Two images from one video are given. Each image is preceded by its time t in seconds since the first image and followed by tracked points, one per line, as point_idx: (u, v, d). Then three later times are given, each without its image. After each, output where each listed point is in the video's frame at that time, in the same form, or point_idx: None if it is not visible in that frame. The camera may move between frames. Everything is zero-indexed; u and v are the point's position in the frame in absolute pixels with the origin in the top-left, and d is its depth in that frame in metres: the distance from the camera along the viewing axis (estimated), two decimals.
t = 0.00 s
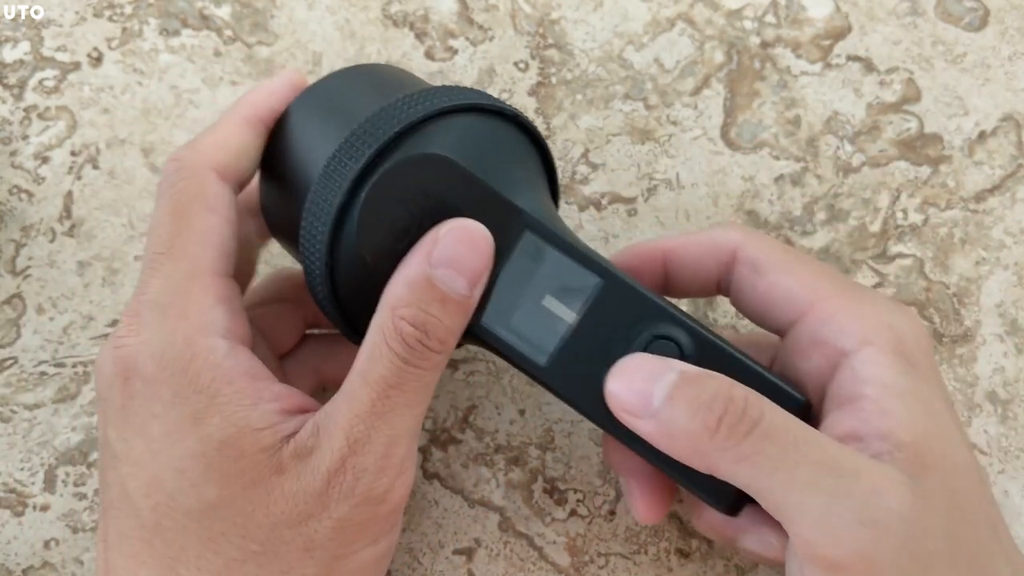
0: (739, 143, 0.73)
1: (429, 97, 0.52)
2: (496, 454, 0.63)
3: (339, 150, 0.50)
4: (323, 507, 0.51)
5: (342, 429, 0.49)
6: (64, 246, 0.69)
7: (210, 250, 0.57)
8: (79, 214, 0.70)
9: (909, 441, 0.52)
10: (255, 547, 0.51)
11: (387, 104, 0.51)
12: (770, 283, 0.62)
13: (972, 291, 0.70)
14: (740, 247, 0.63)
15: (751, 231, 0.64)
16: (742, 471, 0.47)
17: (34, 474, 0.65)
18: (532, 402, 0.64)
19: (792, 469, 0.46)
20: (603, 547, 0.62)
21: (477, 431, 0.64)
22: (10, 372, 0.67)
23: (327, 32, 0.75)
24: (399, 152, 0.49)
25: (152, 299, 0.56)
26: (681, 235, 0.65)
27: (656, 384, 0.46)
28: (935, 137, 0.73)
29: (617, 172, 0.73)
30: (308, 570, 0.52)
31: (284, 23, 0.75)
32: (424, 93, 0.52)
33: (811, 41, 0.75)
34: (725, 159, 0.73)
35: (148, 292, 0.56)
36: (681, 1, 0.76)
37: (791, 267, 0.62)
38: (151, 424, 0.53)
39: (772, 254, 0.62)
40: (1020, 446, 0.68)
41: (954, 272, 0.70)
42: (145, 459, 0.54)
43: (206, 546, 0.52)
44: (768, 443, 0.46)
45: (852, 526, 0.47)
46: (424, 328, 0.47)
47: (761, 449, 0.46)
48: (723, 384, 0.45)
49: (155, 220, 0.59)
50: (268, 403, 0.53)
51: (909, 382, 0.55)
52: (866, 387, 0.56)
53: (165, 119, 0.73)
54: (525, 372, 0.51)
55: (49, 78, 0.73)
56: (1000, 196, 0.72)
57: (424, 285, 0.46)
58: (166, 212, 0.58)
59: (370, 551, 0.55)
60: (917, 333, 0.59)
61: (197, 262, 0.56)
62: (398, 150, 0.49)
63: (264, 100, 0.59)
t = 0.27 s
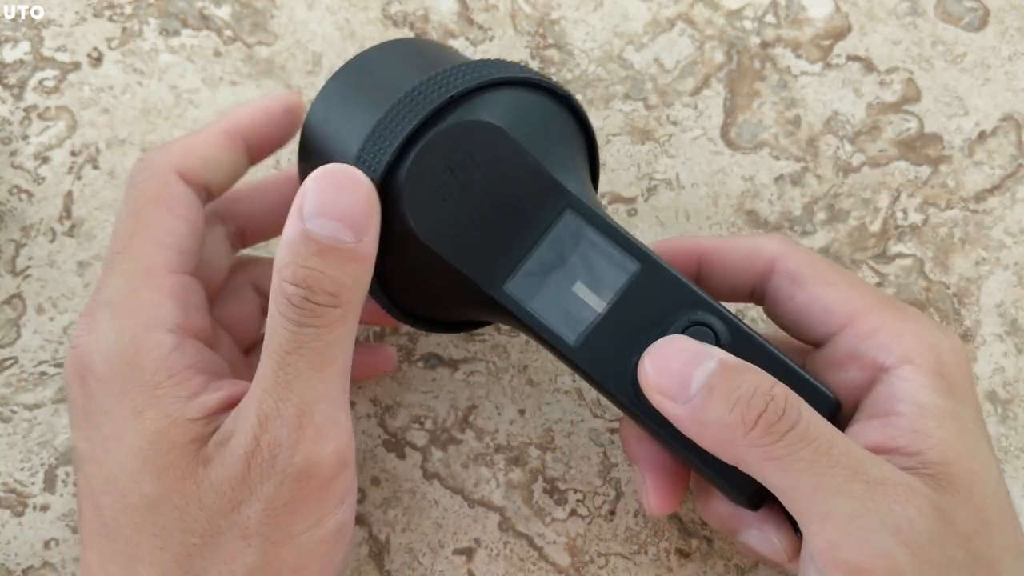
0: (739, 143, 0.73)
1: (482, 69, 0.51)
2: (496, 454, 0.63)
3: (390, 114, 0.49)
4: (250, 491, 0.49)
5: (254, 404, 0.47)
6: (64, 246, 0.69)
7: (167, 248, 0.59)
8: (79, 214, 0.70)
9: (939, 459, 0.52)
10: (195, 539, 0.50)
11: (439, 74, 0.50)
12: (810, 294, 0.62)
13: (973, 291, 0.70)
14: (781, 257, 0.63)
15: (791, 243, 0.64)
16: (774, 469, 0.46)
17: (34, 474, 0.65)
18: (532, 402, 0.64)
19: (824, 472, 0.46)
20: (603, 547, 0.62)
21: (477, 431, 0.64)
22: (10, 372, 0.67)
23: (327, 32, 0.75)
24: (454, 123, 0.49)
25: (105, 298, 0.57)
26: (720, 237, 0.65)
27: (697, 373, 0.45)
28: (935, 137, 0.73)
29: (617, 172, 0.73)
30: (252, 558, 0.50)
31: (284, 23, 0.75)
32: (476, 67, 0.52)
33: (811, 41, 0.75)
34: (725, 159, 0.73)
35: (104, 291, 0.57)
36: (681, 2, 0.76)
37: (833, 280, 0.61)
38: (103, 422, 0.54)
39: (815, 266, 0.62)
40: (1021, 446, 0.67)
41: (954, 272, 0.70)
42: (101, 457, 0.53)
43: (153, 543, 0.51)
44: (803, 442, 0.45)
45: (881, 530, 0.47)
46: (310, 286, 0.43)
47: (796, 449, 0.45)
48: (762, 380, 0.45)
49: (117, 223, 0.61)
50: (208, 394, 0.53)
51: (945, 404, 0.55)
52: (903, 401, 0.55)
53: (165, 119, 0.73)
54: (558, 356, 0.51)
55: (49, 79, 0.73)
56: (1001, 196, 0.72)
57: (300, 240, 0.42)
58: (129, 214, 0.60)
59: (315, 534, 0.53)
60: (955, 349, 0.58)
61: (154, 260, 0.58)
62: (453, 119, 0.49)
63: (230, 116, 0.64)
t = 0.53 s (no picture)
0: (739, 143, 0.73)
1: (468, 86, 0.52)
2: (496, 454, 0.63)
3: (377, 131, 0.50)
4: (228, 484, 0.49)
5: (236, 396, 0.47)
6: (64, 246, 0.69)
7: (151, 250, 0.58)
8: (79, 214, 0.70)
9: (924, 471, 0.52)
10: (173, 533, 0.50)
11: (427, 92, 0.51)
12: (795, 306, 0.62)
13: (972, 291, 0.70)
14: (767, 269, 0.63)
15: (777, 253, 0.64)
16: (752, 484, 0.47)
17: (34, 474, 0.65)
18: (532, 402, 0.64)
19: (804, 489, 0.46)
20: (603, 547, 0.62)
21: (477, 431, 0.64)
22: (10, 372, 0.67)
23: (327, 32, 0.75)
24: (440, 139, 0.49)
25: (84, 296, 0.56)
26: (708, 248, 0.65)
27: (681, 386, 0.45)
28: (935, 137, 0.73)
29: (617, 172, 0.73)
30: (230, 552, 0.50)
31: (284, 23, 0.75)
32: (465, 83, 0.52)
33: (811, 41, 0.75)
34: (725, 159, 0.73)
35: (83, 290, 0.57)
36: (681, 2, 0.76)
37: (820, 292, 0.61)
38: (80, 421, 0.53)
39: (800, 278, 0.62)
40: (1021, 445, 0.68)
41: (954, 272, 0.70)
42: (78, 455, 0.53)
43: (131, 538, 0.51)
44: (784, 460, 0.46)
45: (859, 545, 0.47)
46: (297, 279, 0.43)
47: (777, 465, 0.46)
48: (740, 395, 0.45)
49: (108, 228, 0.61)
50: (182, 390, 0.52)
51: (929, 414, 0.54)
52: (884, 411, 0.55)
53: (166, 119, 0.73)
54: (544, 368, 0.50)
55: (49, 78, 0.73)
56: (1000, 196, 0.72)
57: (290, 232, 0.42)
58: (121, 216, 0.60)
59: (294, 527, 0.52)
60: (943, 358, 0.58)
61: (135, 261, 0.58)
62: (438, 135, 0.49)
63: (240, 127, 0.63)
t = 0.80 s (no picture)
0: (739, 143, 0.73)
1: (465, 80, 0.51)
2: (496, 454, 0.63)
3: (363, 127, 0.50)
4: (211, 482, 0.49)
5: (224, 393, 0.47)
6: (64, 246, 0.69)
7: (129, 251, 0.58)
8: (78, 214, 0.70)
9: (924, 467, 0.52)
10: (151, 530, 0.50)
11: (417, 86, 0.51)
12: (824, 306, 0.62)
13: (972, 291, 0.70)
14: (794, 271, 0.63)
15: (806, 253, 0.64)
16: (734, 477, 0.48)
17: (34, 474, 0.64)
18: (533, 401, 0.64)
19: (783, 489, 0.48)
20: (603, 547, 0.62)
21: (477, 431, 0.64)
22: (10, 372, 0.66)
23: (327, 32, 0.75)
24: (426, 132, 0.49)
25: (60, 294, 0.57)
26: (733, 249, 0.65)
27: (677, 395, 0.45)
28: (935, 137, 0.73)
29: (617, 172, 0.73)
30: (208, 550, 0.50)
31: (284, 23, 0.75)
32: (457, 78, 0.52)
33: (811, 41, 0.75)
34: (725, 159, 0.73)
35: (61, 287, 0.57)
36: (681, 2, 0.76)
37: (846, 291, 0.61)
38: (52, 418, 0.53)
39: (830, 277, 0.62)
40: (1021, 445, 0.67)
41: (954, 272, 0.70)
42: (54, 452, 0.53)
43: (110, 534, 0.51)
44: (769, 465, 0.46)
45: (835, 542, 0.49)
46: (300, 281, 0.43)
47: (760, 468, 0.47)
48: (734, 402, 0.45)
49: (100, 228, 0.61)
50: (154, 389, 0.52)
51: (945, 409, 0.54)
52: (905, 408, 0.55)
53: (166, 119, 0.73)
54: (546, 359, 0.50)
55: (49, 78, 0.73)
56: (1001, 196, 0.72)
57: (296, 236, 0.42)
58: (112, 217, 0.60)
59: (277, 526, 0.52)
60: (979, 357, 0.58)
61: (112, 262, 0.58)
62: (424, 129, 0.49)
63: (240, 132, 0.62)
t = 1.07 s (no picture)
0: (739, 143, 0.73)
1: (508, 97, 0.50)
2: (496, 454, 0.63)
3: (394, 151, 0.49)
4: (244, 499, 0.48)
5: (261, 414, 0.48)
6: (64, 246, 0.69)
7: (156, 255, 0.57)
8: (78, 214, 0.70)
9: (953, 468, 0.52)
10: (180, 541, 0.50)
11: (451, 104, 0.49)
12: (886, 313, 0.58)
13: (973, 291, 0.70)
14: (857, 274, 0.59)
15: (869, 254, 0.60)
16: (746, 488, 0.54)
17: (34, 474, 0.64)
18: (532, 402, 0.64)
19: (793, 504, 0.53)
20: (603, 547, 0.61)
21: (477, 431, 0.64)
22: (9, 372, 0.66)
23: (327, 32, 0.75)
24: (459, 160, 0.48)
25: (83, 298, 0.56)
26: (794, 243, 0.61)
27: (689, 427, 0.51)
28: (935, 137, 0.73)
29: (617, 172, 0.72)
30: (238, 566, 0.50)
31: (284, 24, 0.75)
32: (496, 91, 0.50)
33: (811, 42, 0.76)
34: (725, 159, 0.73)
35: (85, 289, 0.57)
36: (681, 2, 0.77)
37: (918, 295, 0.57)
38: (75, 424, 0.54)
39: (895, 281, 0.58)
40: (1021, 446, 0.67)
41: (954, 272, 0.70)
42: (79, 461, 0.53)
43: (139, 543, 0.51)
44: (778, 486, 0.52)
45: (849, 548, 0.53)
46: (348, 306, 0.46)
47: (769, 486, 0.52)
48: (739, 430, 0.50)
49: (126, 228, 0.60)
50: (187, 397, 0.52)
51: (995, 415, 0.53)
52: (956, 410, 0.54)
53: (166, 119, 0.73)
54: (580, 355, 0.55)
55: (49, 79, 0.73)
56: (1000, 196, 0.72)
57: (345, 267, 0.46)
58: (137, 219, 0.60)
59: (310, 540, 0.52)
60: None
61: (139, 265, 0.57)
62: (457, 154, 0.48)
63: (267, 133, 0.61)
